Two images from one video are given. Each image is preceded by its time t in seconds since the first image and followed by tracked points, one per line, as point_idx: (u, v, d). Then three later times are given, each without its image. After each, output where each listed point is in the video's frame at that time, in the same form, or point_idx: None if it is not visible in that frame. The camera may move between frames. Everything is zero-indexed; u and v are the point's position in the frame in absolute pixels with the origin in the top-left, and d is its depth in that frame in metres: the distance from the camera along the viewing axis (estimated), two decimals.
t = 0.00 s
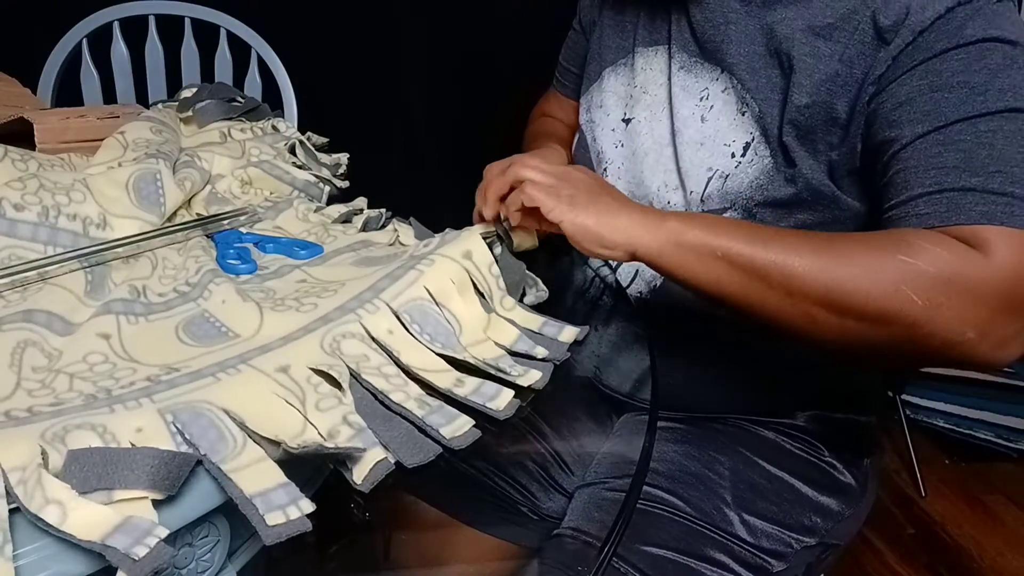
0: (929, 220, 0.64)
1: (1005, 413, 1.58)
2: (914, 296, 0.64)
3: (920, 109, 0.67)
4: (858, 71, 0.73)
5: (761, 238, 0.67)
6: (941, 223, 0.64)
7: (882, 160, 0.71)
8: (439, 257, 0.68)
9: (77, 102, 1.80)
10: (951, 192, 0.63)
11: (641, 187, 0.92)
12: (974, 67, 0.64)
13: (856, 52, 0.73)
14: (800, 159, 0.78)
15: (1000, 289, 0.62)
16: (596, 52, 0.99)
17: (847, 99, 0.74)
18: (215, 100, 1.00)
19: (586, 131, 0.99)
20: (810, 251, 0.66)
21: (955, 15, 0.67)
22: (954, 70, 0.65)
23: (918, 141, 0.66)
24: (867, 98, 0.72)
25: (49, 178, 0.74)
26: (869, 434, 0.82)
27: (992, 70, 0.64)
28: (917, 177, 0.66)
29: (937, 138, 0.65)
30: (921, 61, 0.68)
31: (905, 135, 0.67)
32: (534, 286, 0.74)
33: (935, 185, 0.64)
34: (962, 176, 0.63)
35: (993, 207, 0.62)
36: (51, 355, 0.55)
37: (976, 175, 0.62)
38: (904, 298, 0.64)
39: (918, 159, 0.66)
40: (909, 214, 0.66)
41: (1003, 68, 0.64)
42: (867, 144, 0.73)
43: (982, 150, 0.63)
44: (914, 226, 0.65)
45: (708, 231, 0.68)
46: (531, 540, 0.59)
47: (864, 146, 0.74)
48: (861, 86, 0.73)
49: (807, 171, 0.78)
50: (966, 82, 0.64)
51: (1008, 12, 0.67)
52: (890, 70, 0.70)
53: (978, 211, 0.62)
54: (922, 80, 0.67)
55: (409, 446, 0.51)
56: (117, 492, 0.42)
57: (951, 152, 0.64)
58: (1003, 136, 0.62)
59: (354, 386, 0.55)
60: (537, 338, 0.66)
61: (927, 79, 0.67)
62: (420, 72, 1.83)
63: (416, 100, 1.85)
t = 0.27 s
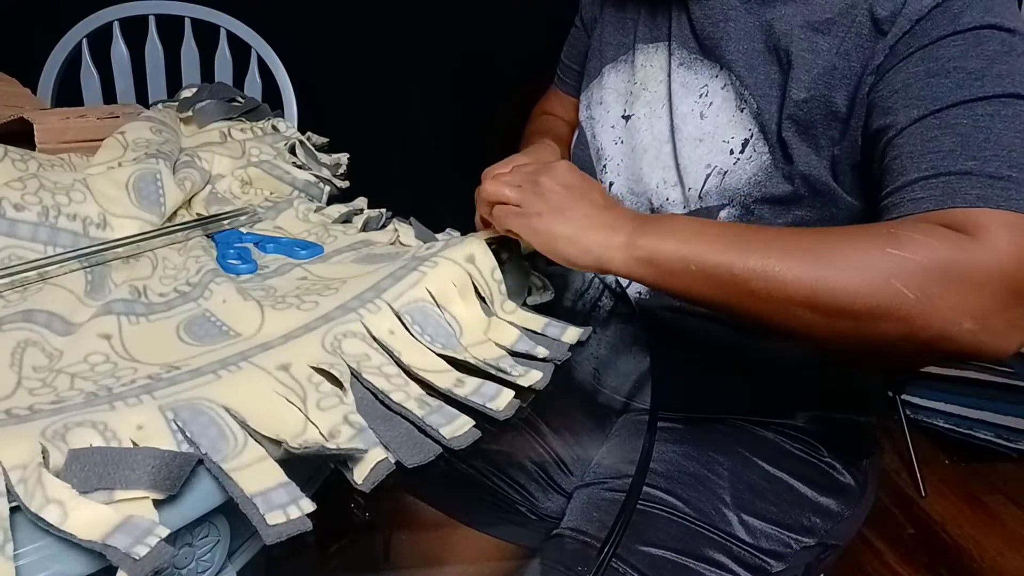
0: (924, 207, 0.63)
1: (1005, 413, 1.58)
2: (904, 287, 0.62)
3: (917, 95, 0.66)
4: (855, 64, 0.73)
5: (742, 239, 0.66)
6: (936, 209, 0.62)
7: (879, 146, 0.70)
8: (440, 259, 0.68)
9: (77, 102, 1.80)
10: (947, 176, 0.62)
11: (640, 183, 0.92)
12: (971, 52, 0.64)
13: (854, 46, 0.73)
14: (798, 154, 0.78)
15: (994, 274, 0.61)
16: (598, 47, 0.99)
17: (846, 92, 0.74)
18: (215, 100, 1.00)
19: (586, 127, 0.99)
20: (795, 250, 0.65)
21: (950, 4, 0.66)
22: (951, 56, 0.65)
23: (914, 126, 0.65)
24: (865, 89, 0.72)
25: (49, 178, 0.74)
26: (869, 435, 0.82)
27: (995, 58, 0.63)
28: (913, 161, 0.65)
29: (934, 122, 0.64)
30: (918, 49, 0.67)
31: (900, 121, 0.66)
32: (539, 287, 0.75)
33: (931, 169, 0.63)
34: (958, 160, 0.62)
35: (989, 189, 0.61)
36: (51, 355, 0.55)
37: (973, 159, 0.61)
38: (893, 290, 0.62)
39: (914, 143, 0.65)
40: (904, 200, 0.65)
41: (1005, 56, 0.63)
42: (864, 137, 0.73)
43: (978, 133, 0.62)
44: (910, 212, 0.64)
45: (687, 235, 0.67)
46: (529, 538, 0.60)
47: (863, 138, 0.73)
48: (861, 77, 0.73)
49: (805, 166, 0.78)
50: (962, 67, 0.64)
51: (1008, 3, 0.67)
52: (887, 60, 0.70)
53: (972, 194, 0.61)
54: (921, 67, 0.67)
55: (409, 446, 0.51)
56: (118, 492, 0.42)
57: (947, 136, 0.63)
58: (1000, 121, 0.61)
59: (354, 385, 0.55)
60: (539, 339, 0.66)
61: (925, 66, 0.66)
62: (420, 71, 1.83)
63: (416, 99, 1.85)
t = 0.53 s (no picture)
0: (907, 210, 0.63)
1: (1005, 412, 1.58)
2: (884, 293, 0.62)
3: (902, 96, 0.66)
4: (845, 66, 0.73)
5: (724, 245, 0.66)
6: (919, 212, 0.62)
7: (868, 147, 0.69)
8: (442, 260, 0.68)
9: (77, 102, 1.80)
10: (929, 179, 0.62)
11: (634, 184, 0.92)
12: (956, 54, 0.64)
13: (844, 47, 0.73)
14: (790, 154, 0.78)
15: (975, 278, 0.61)
16: (594, 50, 0.98)
17: (837, 93, 0.73)
18: (215, 100, 1.01)
19: (581, 128, 0.99)
20: (777, 256, 0.65)
21: (937, 3, 0.66)
22: (937, 57, 0.64)
23: (899, 127, 0.65)
24: (852, 89, 0.72)
25: (49, 178, 0.74)
26: (867, 436, 0.82)
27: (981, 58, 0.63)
28: (897, 164, 0.64)
29: (918, 123, 0.64)
30: (906, 49, 0.67)
31: (885, 123, 0.66)
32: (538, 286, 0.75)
33: (915, 172, 0.63)
34: (941, 162, 0.62)
35: (971, 194, 0.60)
36: (52, 355, 0.55)
37: (956, 161, 0.61)
38: (874, 296, 0.62)
39: (898, 146, 0.65)
40: (889, 204, 0.64)
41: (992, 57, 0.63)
42: (855, 138, 0.73)
43: (962, 137, 0.61)
44: (894, 214, 0.64)
45: (670, 243, 0.67)
46: (525, 540, 0.58)
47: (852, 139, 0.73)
48: (849, 78, 0.72)
49: (797, 166, 0.78)
50: (948, 68, 0.63)
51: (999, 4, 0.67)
52: (875, 60, 0.69)
53: (955, 198, 0.61)
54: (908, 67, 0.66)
55: (409, 446, 0.51)
56: (118, 492, 0.42)
57: (931, 138, 0.63)
58: (984, 122, 0.61)
59: (355, 385, 0.55)
60: (540, 339, 0.66)
61: (910, 67, 0.66)
62: (418, 71, 1.83)
63: (416, 100, 1.85)
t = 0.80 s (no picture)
0: (901, 232, 0.64)
1: (1006, 412, 1.59)
2: (875, 320, 0.64)
3: (896, 114, 0.66)
4: (838, 71, 0.73)
5: (720, 270, 0.68)
6: (911, 237, 0.63)
7: (862, 163, 0.69)
8: (445, 267, 0.70)
9: (77, 102, 1.80)
10: (922, 202, 0.63)
11: (629, 187, 0.91)
12: (950, 72, 0.64)
13: (838, 53, 0.73)
14: (783, 159, 0.78)
15: (964, 305, 0.62)
16: (592, 50, 0.98)
17: (830, 100, 0.74)
18: (215, 101, 1.01)
19: (580, 129, 0.99)
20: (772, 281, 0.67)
21: (934, 16, 0.66)
22: (933, 73, 0.65)
23: (893, 146, 0.66)
24: (846, 97, 0.72)
25: (49, 178, 0.74)
26: (866, 436, 0.82)
27: (975, 73, 0.63)
28: (891, 184, 0.65)
29: (912, 143, 0.64)
30: (902, 63, 0.67)
31: (880, 138, 0.67)
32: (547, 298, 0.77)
33: (909, 194, 0.64)
34: (934, 185, 0.62)
35: (960, 219, 0.61)
36: (53, 355, 0.55)
37: (948, 184, 0.62)
38: (865, 323, 0.64)
39: (894, 165, 0.65)
40: (883, 225, 0.65)
41: (986, 73, 0.63)
42: (847, 144, 0.73)
43: (955, 158, 0.62)
44: (887, 235, 0.65)
45: (668, 268, 0.69)
46: (524, 539, 0.58)
47: (845, 148, 0.73)
48: (841, 88, 0.72)
49: (791, 172, 0.78)
50: (943, 87, 0.64)
51: (995, 16, 0.66)
52: (869, 71, 0.69)
53: (946, 223, 0.62)
54: (903, 83, 0.66)
55: (410, 446, 0.51)
56: (119, 492, 0.42)
57: (925, 160, 0.63)
58: (976, 144, 0.62)
59: (357, 388, 0.55)
60: (542, 340, 0.67)
61: (904, 83, 0.66)
62: (416, 72, 1.83)
63: (416, 100, 1.85)
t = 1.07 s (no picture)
0: (896, 238, 0.65)
1: (1006, 413, 1.60)
2: (870, 324, 0.65)
3: (896, 121, 0.66)
4: (841, 74, 0.73)
5: (724, 270, 0.69)
6: (907, 243, 0.65)
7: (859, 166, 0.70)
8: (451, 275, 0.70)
9: (77, 102, 1.80)
10: (918, 211, 0.64)
11: (632, 189, 0.91)
12: (950, 80, 0.64)
13: (841, 56, 0.73)
14: (786, 163, 0.78)
15: (957, 313, 0.63)
16: (591, 57, 0.98)
17: (832, 104, 0.74)
18: (216, 101, 1.01)
19: (580, 133, 0.99)
20: (773, 282, 0.68)
21: (936, 22, 0.66)
22: (933, 80, 0.65)
23: (892, 152, 0.66)
24: (847, 101, 0.72)
25: (49, 178, 0.74)
26: (867, 437, 0.82)
27: (975, 80, 0.63)
28: (888, 190, 0.66)
29: (910, 151, 0.65)
30: (904, 69, 0.67)
31: (880, 144, 0.67)
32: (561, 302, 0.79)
33: (905, 202, 0.65)
34: (930, 195, 0.64)
35: (953, 230, 0.63)
36: (53, 355, 0.55)
37: (945, 194, 0.63)
38: (859, 328, 0.66)
39: (891, 173, 0.66)
40: (879, 229, 0.67)
41: (988, 82, 0.63)
42: (847, 147, 0.73)
43: (951, 168, 0.63)
44: (882, 241, 0.66)
45: (673, 267, 0.70)
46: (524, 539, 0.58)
47: (845, 151, 0.74)
48: (842, 91, 0.73)
49: (794, 175, 0.78)
50: (943, 95, 0.64)
51: (998, 24, 0.66)
52: (870, 76, 0.70)
53: (941, 232, 0.63)
54: (903, 89, 0.67)
55: (411, 449, 0.51)
56: (119, 492, 0.42)
57: (922, 168, 0.64)
58: (974, 154, 0.62)
59: (357, 391, 0.55)
60: (550, 344, 0.67)
61: (905, 90, 0.67)
62: (416, 72, 1.83)
63: (416, 100, 1.85)
